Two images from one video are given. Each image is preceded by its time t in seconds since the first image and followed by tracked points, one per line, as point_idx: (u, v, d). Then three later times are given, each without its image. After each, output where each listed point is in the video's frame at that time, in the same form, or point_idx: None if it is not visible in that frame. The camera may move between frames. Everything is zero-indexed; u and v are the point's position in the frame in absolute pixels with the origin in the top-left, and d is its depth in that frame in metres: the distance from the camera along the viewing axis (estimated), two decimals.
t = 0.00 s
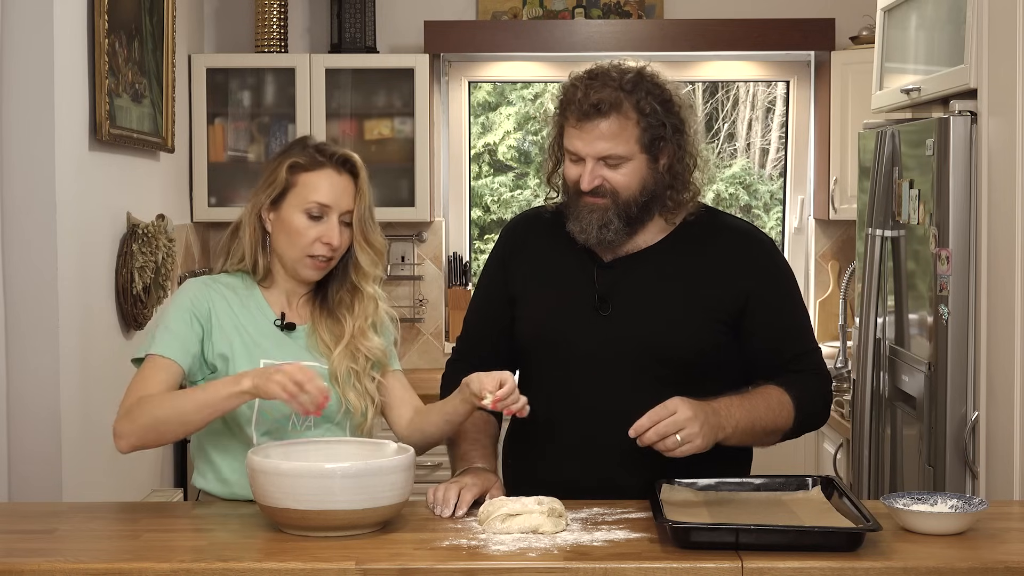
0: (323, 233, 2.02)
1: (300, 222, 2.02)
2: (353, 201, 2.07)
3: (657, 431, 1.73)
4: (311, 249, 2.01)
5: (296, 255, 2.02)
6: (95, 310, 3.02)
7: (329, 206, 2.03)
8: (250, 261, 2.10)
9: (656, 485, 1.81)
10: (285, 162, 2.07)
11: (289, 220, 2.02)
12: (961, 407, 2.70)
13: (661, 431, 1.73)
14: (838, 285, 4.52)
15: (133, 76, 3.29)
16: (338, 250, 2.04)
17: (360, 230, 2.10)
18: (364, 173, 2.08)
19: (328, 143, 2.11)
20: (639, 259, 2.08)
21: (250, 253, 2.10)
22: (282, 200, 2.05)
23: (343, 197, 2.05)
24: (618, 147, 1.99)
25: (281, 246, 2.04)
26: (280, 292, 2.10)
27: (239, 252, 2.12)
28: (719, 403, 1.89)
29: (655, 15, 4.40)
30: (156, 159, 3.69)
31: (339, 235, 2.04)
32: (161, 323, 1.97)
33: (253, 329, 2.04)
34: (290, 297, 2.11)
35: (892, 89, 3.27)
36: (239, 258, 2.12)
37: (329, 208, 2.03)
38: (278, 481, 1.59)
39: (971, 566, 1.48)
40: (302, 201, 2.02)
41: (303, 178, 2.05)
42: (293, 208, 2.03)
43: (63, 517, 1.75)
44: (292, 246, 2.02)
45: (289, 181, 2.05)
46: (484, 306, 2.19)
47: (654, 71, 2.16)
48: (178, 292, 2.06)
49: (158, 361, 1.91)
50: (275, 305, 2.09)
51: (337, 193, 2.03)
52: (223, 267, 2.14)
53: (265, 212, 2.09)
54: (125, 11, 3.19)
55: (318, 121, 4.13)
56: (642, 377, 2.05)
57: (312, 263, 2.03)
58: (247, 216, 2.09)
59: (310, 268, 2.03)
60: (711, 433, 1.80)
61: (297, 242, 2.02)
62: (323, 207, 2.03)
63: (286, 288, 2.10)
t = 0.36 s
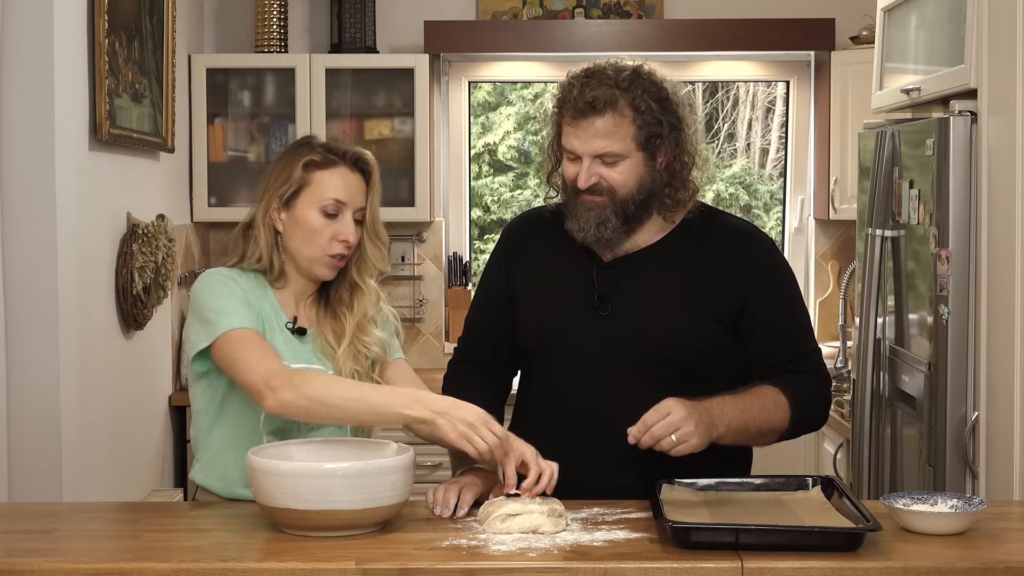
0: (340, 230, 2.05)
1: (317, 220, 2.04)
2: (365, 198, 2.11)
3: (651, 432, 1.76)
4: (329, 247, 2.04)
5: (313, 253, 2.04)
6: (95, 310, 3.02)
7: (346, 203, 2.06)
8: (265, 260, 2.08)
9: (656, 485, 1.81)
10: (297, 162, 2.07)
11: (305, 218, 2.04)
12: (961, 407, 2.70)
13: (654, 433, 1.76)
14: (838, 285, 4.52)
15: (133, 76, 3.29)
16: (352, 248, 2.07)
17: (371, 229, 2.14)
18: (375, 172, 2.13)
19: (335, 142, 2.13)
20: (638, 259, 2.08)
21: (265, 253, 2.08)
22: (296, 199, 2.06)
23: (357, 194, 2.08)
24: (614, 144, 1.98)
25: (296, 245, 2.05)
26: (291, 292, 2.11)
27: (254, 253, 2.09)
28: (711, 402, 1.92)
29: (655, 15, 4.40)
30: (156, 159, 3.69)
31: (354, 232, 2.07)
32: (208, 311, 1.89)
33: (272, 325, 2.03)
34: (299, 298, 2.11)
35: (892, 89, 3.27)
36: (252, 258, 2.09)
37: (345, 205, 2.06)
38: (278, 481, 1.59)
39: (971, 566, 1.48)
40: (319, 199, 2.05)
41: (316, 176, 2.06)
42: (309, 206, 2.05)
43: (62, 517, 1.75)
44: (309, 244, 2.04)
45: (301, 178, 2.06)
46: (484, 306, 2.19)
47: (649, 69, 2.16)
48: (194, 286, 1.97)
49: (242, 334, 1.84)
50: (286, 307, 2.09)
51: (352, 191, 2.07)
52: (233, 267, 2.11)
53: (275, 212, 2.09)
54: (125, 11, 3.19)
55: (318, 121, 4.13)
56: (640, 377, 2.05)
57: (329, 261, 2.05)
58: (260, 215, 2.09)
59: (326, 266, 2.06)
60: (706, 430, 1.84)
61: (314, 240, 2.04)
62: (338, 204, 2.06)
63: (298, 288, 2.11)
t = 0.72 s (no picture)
0: (359, 232, 2.05)
1: (336, 221, 2.04)
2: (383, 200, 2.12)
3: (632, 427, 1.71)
4: (346, 248, 2.04)
5: (331, 254, 2.04)
6: (95, 311, 3.02)
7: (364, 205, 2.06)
8: (288, 261, 2.07)
9: (656, 485, 1.81)
10: (316, 162, 2.07)
11: (323, 219, 2.04)
12: (961, 407, 2.70)
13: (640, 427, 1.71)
14: (838, 284, 4.52)
15: (133, 76, 3.29)
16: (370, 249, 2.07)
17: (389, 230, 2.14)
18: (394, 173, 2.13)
19: (354, 142, 2.13)
20: (631, 258, 2.08)
21: (288, 253, 2.07)
22: (315, 200, 2.06)
23: (375, 196, 2.08)
24: (605, 144, 1.98)
25: (314, 246, 2.05)
26: (308, 292, 2.11)
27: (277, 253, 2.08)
28: (689, 393, 1.89)
29: (655, 15, 4.40)
30: (156, 159, 3.69)
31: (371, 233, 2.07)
32: (244, 309, 1.89)
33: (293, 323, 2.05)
34: (313, 298, 2.13)
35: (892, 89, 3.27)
36: (274, 258, 2.08)
37: (363, 206, 2.06)
38: (278, 481, 1.59)
39: (971, 566, 1.48)
40: (338, 200, 2.05)
41: (335, 177, 2.07)
42: (328, 208, 2.05)
43: (63, 517, 1.75)
44: (327, 245, 2.04)
45: (320, 179, 2.06)
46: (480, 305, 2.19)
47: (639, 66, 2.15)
48: (219, 286, 1.96)
49: (283, 334, 1.84)
50: (303, 308, 2.11)
51: (369, 192, 2.07)
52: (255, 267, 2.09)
53: (295, 212, 2.08)
54: (125, 11, 3.19)
55: (318, 120, 4.12)
56: (633, 377, 2.05)
57: (346, 262, 2.06)
58: (280, 215, 2.08)
59: (344, 267, 2.06)
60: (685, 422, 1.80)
61: (332, 241, 2.04)
62: (357, 206, 2.06)
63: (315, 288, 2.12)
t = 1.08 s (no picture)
0: (364, 234, 2.05)
1: (341, 223, 2.04)
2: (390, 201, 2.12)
3: (596, 392, 1.67)
4: (351, 251, 2.05)
5: (337, 256, 2.05)
6: (95, 311, 3.02)
7: (370, 207, 2.06)
8: (294, 262, 2.08)
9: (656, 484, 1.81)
10: (322, 165, 2.07)
11: (329, 222, 2.05)
12: (961, 407, 2.70)
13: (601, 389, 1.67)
14: (838, 284, 4.52)
15: (133, 76, 3.29)
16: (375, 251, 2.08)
17: (396, 231, 2.14)
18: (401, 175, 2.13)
19: (361, 144, 2.13)
20: (611, 256, 2.04)
21: (294, 255, 2.07)
22: (320, 202, 2.06)
23: (380, 198, 2.08)
24: (572, 141, 1.90)
25: (320, 248, 2.06)
26: (315, 292, 2.12)
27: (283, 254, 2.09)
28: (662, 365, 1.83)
29: (655, 15, 4.40)
30: (156, 159, 3.69)
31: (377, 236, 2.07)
32: (246, 309, 1.89)
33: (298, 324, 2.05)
34: (319, 299, 2.14)
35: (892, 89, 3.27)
36: (280, 259, 2.08)
37: (369, 209, 2.06)
38: (278, 481, 1.60)
39: (971, 566, 1.48)
40: (344, 203, 2.05)
41: (341, 180, 2.07)
42: (334, 210, 2.05)
43: (63, 517, 1.75)
44: (333, 247, 2.05)
45: (326, 182, 2.06)
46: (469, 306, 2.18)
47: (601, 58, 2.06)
48: (226, 285, 1.96)
49: (280, 334, 1.85)
50: (310, 309, 2.12)
51: (375, 195, 2.07)
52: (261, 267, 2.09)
53: (301, 213, 2.09)
54: (125, 11, 3.19)
55: (318, 120, 4.13)
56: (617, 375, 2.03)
57: (351, 264, 2.06)
58: (286, 216, 2.08)
59: (349, 269, 2.07)
60: (653, 394, 1.73)
61: (337, 243, 2.04)
62: (363, 208, 2.06)
63: (321, 289, 2.13)
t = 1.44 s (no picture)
0: (369, 238, 2.05)
1: (347, 227, 2.04)
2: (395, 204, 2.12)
3: (531, 337, 1.61)
4: (357, 254, 2.05)
5: (343, 260, 2.05)
6: (95, 312, 3.02)
7: (374, 210, 2.06)
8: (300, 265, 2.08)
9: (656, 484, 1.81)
10: (326, 168, 2.06)
11: (335, 225, 2.05)
12: (961, 407, 2.70)
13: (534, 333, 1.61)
14: (838, 284, 4.53)
15: (133, 76, 3.29)
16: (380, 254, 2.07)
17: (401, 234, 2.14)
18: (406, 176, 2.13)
19: (366, 146, 2.12)
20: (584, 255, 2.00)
21: (301, 258, 2.08)
22: (325, 205, 2.06)
23: (384, 201, 2.08)
24: (526, 140, 1.89)
25: (325, 251, 2.06)
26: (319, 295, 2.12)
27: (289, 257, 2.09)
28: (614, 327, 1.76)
29: (655, 15, 4.40)
30: (156, 159, 3.69)
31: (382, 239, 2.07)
32: (253, 312, 1.89)
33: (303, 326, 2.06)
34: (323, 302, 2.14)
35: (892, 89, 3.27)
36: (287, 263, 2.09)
37: (374, 212, 2.06)
38: (278, 481, 1.60)
39: (971, 566, 1.48)
40: (349, 206, 2.04)
41: (346, 183, 2.06)
42: (339, 214, 2.05)
43: (63, 517, 1.75)
44: (338, 250, 2.05)
45: (331, 185, 2.06)
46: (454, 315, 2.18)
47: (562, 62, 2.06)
48: (233, 287, 1.96)
49: (289, 339, 1.84)
50: (314, 312, 2.12)
51: (379, 197, 2.06)
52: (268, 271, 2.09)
53: (306, 216, 2.08)
54: (125, 11, 3.19)
55: (318, 121, 4.13)
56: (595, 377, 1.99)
57: (356, 267, 2.06)
58: (290, 219, 2.08)
59: (355, 272, 2.07)
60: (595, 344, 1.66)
61: (342, 247, 2.04)
62: (368, 211, 2.06)
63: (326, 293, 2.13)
